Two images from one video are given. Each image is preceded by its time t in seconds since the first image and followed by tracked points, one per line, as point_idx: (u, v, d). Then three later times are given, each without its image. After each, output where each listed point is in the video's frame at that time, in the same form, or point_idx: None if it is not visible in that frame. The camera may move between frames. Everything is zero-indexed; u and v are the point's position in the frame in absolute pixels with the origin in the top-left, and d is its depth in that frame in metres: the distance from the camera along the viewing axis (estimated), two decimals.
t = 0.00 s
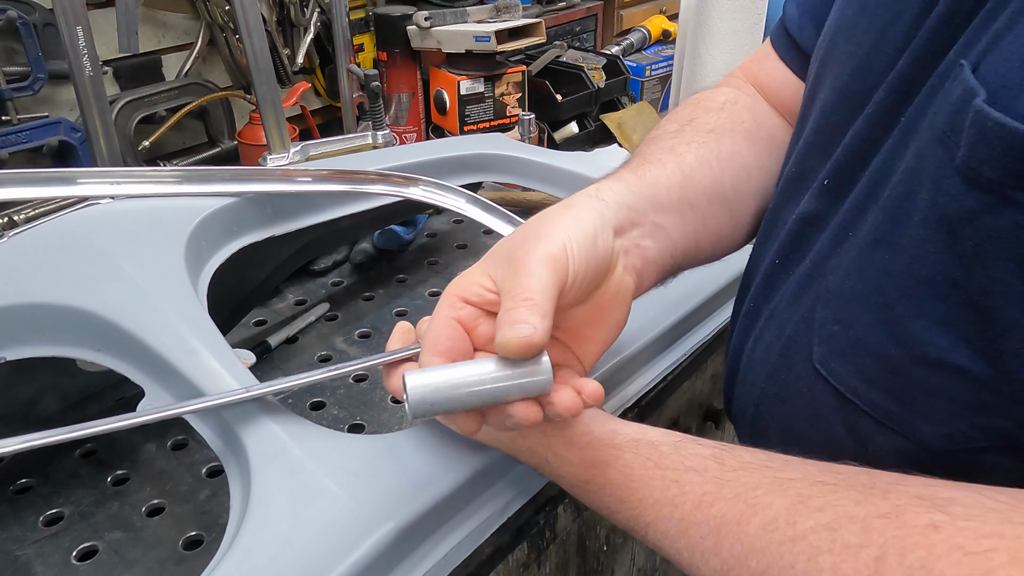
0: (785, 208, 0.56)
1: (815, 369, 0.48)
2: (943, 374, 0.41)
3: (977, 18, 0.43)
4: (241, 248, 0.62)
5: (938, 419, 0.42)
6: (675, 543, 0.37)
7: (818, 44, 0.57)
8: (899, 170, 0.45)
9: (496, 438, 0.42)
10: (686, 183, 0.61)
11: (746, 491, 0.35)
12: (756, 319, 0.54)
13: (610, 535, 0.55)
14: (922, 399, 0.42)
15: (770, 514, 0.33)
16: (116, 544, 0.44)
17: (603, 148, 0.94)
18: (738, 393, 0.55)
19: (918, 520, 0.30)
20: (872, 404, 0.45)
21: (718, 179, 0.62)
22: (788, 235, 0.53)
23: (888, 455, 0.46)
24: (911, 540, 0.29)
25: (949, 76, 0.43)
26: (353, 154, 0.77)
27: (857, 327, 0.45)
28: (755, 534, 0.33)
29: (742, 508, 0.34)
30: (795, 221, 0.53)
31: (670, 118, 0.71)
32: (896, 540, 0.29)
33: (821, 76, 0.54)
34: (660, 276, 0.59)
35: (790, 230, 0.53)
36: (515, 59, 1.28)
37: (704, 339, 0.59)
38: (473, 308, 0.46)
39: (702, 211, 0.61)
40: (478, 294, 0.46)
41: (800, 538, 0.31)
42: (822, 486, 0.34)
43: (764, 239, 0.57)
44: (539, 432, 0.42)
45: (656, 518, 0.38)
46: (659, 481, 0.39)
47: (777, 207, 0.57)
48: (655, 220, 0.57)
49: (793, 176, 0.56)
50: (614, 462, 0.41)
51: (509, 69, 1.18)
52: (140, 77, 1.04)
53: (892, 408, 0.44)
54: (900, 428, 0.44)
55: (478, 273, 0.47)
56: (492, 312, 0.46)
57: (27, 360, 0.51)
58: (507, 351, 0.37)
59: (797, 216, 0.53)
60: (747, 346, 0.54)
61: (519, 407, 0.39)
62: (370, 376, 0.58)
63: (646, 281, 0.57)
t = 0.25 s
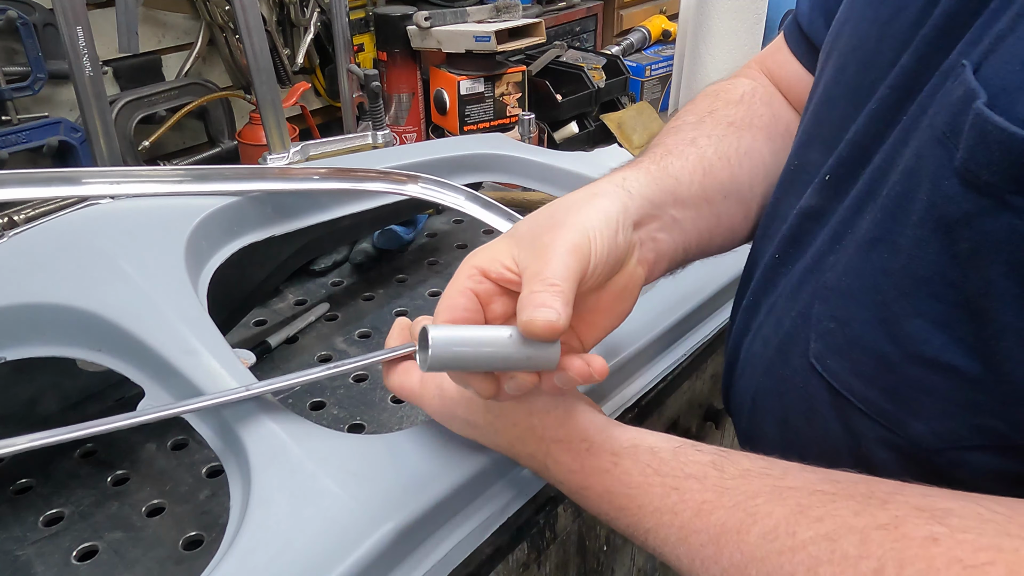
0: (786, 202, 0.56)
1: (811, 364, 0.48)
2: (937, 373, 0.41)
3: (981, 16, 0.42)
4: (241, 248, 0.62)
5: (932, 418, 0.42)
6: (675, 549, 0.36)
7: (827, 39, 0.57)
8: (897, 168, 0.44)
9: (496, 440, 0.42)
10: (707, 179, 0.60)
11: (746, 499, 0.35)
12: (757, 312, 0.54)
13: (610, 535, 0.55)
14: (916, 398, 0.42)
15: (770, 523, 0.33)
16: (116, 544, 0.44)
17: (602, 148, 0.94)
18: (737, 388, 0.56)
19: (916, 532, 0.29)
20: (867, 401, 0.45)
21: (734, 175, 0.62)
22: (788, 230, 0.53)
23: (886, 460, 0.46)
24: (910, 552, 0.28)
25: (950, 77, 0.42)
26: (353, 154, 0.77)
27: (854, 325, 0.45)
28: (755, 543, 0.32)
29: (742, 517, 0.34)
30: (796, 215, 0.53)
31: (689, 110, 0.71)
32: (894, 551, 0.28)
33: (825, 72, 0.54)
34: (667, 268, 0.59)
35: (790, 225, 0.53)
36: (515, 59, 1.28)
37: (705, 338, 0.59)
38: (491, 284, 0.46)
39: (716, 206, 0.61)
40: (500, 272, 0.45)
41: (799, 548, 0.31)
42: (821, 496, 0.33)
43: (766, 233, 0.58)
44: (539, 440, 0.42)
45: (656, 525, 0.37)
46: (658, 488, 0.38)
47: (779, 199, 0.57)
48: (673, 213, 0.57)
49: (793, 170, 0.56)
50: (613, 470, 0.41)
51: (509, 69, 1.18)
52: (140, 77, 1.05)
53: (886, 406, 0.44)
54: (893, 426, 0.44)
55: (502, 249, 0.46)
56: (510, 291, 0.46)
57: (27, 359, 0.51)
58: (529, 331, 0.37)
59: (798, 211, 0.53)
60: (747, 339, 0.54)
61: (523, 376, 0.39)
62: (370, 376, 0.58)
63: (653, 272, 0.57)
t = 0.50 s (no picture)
0: (790, 196, 0.55)
1: (803, 357, 0.47)
2: (926, 370, 0.40)
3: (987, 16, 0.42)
4: (240, 247, 0.62)
5: (920, 415, 0.41)
6: (672, 556, 0.34)
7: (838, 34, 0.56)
8: (896, 166, 0.44)
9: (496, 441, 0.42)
10: (707, 167, 0.60)
11: (743, 508, 0.33)
12: (756, 305, 0.53)
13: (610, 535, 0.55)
14: (905, 395, 0.41)
15: (767, 533, 0.31)
16: (116, 544, 0.44)
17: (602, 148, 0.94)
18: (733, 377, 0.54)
19: (914, 546, 0.28)
20: (857, 395, 0.44)
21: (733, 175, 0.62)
22: (791, 224, 0.52)
23: (882, 463, 0.44)
24: (907, 566, 0.27)
25: (950, 77, 0.42)
26: (353, 155, 0.77)
27: (848, 319, 0.44)
28: (752, 553, 0.31)
29: (739, 526, 0.32)
30: (800, 209, 0.52)
31: (703, 99, 0.70)
32: (891, 566, 0.27)
33: (834, 66, 0.53)
34: (661, 251, 0.59)
35: (794, 219, 0.52)
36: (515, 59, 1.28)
37: (705, 338, 0.59)
38: (487, 253, 0.45)
39: (716, 194, 0.61)
40: (495, 244, 0.45)
41: (796, 560, 0.29)
42: (818, 506, 0.31)
43: (771, 227, 0.57)
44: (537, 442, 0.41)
45: (654, 531, 0.36)
46: (656, 495, 0.36)
47: (783, 193, 0.56)
48: (669, 199, 0.58)
49: (798, 164, 0.55)
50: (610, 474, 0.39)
51: (509, 69, 1.18)
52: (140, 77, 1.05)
53: (876, 400, 0.43)
54: (880, 421, 0.43)
55: (499, 221, 0.46)
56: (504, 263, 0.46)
57: (27, 359, 0.51)
58: (518, 296, 0.36)
59: (802, 205, 0.52)
60: (747, 331, 0.53)
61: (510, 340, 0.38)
62: (370, 375, 0.58)
63: (646, 255, 0.57)
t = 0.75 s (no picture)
0: (797, 194, 0.53)
1: (802, 356, 0.46)
2: (922, 373, 0.39)
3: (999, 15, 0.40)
4: (240, 248, 0.62)
5: (916, 417, 0.40)
6: (670, 563, 0.34)
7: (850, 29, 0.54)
8: (900, 167, 0.43)
9: (495, 443, 0.41)
10: (700, 158, 0.61)
11: (741, 515, 0.32)
12: (758, 303, 0.52)
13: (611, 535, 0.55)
14: (903, 398, 0.40)
15: (766, 542, 0.30)
16: (117, 544, 0.44)
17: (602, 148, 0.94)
18: (734, 366, 0.53)
19: (912, 557, 0.27)
20: (853, 394, 0.42)
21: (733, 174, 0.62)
22: (794, 222, 0.51)
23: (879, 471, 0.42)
24: None
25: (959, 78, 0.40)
26: (353, 155, 0.77)
27: (847, 321, 0.42)
28: (750, 563, 0.30)
29: (737, 534, 0.31)
30: (803, 207, 0.50)
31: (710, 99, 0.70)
32: None
33: (843, 63, 0.51)
34: (662, 245, 0.59)
35: (797, 217, 0.51)
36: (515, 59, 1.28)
37: (705, 338, 0.59)
38: (484, 254, 0.46)
39: (716, 195, 0.61)
40: (488, 243, 0.46)
41: (794, 570, 0.29)
42: (818, 515, 0.31)
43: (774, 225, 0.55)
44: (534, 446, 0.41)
45: (653, 538, 0.35)
46: (655, 501, 0.35)
47: (788, 189, 0.54)
48: (661, 188, 0.58)
49: (804, 163, 0.53)
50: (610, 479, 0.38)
51: (509, 69, 1.18)
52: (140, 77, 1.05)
53: (873, 402, 0.42)
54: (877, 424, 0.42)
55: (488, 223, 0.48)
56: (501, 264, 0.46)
57: (26, 359, 0.51)
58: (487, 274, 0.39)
59: (805, 204, 0.50)
60: (747, 329, 0.52)
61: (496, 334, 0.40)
62: (370, 375, 0.58)
63: (646, 247, 0.58)
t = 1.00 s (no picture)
0: (802, 194, 0.52)
1: (806, 359, 0.44)
2: (925, 378, 0.38)
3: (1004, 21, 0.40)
4: (240, 248, 0.62)
5: (920, 421, 0.39)
6: (670, 566, 0.34)
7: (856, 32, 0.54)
8: (904, 172, 0.42)
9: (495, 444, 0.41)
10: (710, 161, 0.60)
11: (742, 520, 0.32)
12: (763, 303, 0.51)
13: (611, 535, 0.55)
14: (906, 402, 0.39)
15: (766, 547, 0.30)
16: (117, 544, 0.44)
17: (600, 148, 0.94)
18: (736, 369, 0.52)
19: (911, 565, 0.27)
20: (857, 397, 0.41)
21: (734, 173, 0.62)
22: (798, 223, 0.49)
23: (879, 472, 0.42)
24: None
25: (964, 85, 0.40)
26: (353, 155, 0.77)
27: (851, 325, 0.41)
28: (750, 568, 0.30)
29: (737, 539, 0.31)
30: (808, 208, 0.49)
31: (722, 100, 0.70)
32: None
33: (849, 64, 0.51)
34: (663, 248, 0.60)
35: (802, 218, 0.49)
36: (515, 59, 1.28)
37: (706, 338, 0.59)
38: (488, 240, 0.48)
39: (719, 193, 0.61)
40: (495, 231, 0.48)
41: None
42: (818, 521, 0.31)
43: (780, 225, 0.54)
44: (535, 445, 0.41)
45: (653, 541, 0.35)
46: (654, 504, 0.35)
47: (794, 190, 0.53)
48: (671, 196, 0.58)
49: (809, 163, 0.52)
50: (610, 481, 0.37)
51: (509, 69, 1.18)
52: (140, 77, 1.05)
53: (876, 405, 0.41)
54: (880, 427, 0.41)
55: (498, 211, 0.49)
56: (502, 250, 0.48)
57: (27, 360, 0.51)
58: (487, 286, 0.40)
59: (810, 205, 0.49)
60: (752, 329, 0.51)
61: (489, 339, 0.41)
62: (369, 375, 0.58)
63: (647, 250, 0.58)
